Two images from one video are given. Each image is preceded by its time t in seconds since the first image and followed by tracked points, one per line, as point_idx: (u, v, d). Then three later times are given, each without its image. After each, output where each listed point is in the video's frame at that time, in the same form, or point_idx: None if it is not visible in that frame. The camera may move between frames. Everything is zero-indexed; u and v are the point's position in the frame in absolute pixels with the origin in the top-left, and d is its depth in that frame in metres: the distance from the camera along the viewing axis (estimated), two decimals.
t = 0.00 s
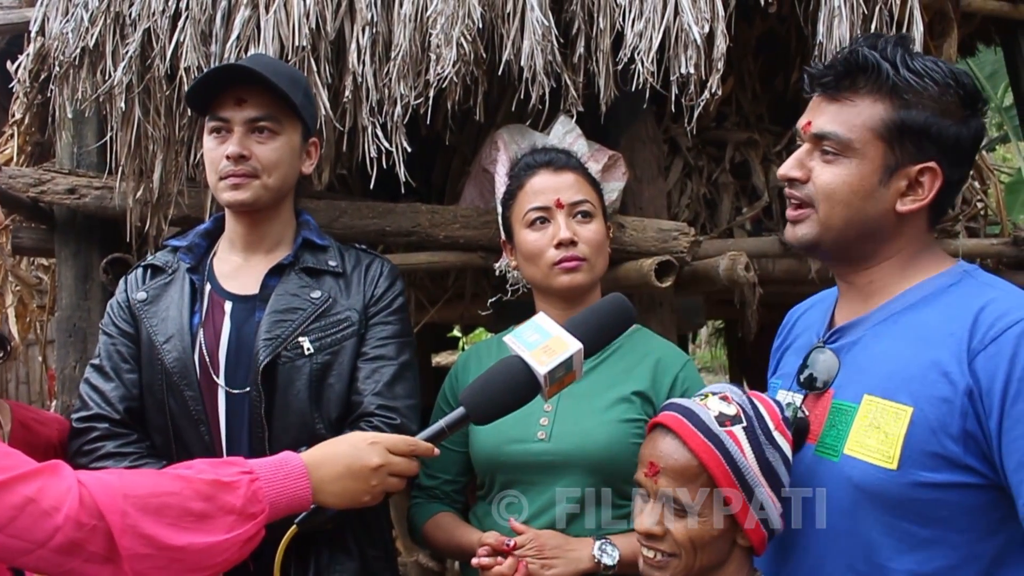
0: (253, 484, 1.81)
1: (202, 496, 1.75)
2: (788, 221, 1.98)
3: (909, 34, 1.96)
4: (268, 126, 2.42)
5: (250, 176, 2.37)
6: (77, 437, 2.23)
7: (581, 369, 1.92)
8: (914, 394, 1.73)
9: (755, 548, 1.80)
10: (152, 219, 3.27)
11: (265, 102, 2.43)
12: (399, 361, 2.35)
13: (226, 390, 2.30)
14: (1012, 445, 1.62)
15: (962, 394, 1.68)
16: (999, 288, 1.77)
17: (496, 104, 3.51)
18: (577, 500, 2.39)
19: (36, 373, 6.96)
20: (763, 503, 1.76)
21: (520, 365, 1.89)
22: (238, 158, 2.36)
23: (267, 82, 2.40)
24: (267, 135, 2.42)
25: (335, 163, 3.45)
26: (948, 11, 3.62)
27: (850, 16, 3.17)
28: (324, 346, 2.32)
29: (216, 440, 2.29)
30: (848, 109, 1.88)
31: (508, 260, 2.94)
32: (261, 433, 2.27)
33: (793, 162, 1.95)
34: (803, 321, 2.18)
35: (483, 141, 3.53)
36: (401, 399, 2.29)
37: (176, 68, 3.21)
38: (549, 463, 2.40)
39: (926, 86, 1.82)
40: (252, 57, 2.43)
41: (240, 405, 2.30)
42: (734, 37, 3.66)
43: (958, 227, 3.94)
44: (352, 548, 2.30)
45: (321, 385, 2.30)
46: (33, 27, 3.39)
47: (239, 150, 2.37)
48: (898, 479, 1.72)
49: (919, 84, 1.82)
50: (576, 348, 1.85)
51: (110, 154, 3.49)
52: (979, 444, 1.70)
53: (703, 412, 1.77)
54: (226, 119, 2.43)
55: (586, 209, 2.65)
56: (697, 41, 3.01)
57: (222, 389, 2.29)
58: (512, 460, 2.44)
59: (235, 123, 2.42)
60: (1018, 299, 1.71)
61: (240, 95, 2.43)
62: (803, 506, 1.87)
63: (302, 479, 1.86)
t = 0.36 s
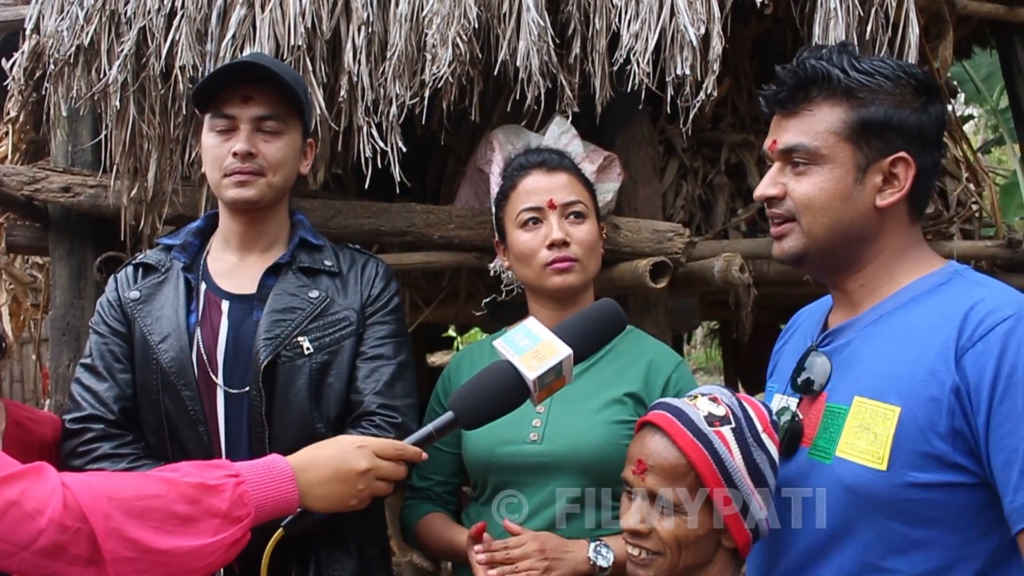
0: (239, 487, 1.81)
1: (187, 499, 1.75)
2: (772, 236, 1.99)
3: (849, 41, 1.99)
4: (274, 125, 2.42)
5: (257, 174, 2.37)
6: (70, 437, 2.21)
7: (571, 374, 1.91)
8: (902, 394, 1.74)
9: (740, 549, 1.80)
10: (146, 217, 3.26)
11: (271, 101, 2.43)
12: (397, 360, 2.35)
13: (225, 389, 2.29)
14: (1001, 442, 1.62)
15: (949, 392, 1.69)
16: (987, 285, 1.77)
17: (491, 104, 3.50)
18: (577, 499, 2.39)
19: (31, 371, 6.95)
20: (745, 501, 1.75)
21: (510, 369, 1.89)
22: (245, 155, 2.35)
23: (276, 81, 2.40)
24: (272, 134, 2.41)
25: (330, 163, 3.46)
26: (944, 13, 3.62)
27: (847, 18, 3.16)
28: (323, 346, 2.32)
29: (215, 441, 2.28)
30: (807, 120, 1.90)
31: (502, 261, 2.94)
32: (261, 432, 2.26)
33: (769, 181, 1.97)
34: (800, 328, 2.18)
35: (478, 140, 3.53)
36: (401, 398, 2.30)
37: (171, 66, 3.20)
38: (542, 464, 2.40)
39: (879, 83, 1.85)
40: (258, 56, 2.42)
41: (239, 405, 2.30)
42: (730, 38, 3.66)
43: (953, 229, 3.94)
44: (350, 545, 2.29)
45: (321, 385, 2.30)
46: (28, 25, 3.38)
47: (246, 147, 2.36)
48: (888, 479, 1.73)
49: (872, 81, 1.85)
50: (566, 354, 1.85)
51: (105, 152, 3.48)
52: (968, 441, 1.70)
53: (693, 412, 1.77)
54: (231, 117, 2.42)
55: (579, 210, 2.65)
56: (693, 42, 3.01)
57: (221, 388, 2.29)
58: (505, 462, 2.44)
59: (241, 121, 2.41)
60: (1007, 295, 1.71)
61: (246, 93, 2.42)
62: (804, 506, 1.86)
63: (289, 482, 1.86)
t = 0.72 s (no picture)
0: (227, 489, 1.82)
1: (175, 502, 1.75)
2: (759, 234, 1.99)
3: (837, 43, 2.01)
4: (278, 127, 2.47)
5: (265, 178, 2.40)
6: (57, 443, 2.16)
7: (561, 375, 1.91)
8: (886, 396, 1.74)
9: (723, 553, 1.80)
10: (132, 218, 3.25)
11: (273, 104, 2.47)
12: (385, 358, 2.38)
13: (218, 391, 2.29)
14: (982, 446, 1.63)
15: (932, 395, 1.70)
16: (971, 287, 1.78)
17: (478, 104, 3.50)
18: (576, 499, 2.41)
19: (16, 373, 6.92)
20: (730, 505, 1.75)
21: (500, 372, 1.89)
22: (257, 158, 2.38)
23: (284, 85, 2.45)
24: (276, 136, 2.46)
25: (316, 163, 3.46)
26: (929, 15, 3.64)
27: (833, 19, 3.17)
28: (315, 345, 2.33)
29: (208, 441, 2.27)
30: (797, 119, 1.91)
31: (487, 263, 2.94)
32: (256, 432, 2.26)
33: (759, 179, 1.97)
34: (785, 321, 2.18)
35: (465, 141, 3.53)
36: (395, 395, 2.34)
37: (157, 66, 3.18)
38: (529, 466, 2.40)
39: (871, 84, 1.86)
40: (250, 56, 2.44)
41: (233, 406, 2.30)
42: (717, 39, 3.67)
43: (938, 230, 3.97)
44: (341, 542, 2.29)
45: (314, 382, 2.32)
46: (12, 24, 3.36)
47: (257, 151, 2.39)
48: (873, 481, 1.74)
49: (864, 82, 1.86)
50: (556, 355, 1.85)
51: (89, 153, 3.46)
52: (952, 444, 1.70)
53: (672, 418, 1.77)
54: (238, 118, 2.41)
55: (563, 210, 2.65)
56: (680, 43, 3.01)
57: (212, 389, 2.29)
58: (492, 463, 2.43)
59: (248, 123, 2.42)
60: (990, 297, 1.72)
61: (251, 94, 2.42)
62: (803, 506, 1.84)
63: (278, 484, 1.86)
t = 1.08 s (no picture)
0: (227, 495, 1.83)
1: (175, 508, 1.76)
2: (757, 221, 2.00)
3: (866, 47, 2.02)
4: (281, 131, 2.49)
5: (270, 182, 2.43)
6: (62, 447, 2.14)
7: (560, 380, 1.92)
8: (878, 395, 1.76)
9: (723, 555, 1.81)
10: (131, 220, 3.25)
11: (277, 108, 2.49)
12: (382, 358, 2.40)
13: (223, 391, 2.31)
14: (976, 444, 1.64)
15: (923, 393, 1.71)
16: (961, 287, 1.79)
17: (477, 106, 3.51)
18: (576, 499, 2.42)
19: (15, 373, 6.93)
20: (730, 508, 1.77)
21: (499, 376, 1.89)
22: (264, 163, 2.40)
23: (288, 89, 2.48)
24: (279, 140, 2.49)
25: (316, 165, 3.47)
26: (927, 16, 3.64)
27: (830, 20, 3.18)
28: (316, 345, 2.34)
29: (213, 443, 2.27)
30: (820, 113, 1.91)
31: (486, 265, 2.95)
32: (263, 434, 2.26)
33: (769, 165, 1.96)
34: (779, 330, 2.19)
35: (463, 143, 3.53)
36: (394, 394, 2.36)
37: (155, 68, 3.19)
38: (528, 468, 2.41)
39: (896, 91, 1.87)
40: (250, 59, 2.45)
41: (238, 406, 2.31)
42: (715, 40, 3.67)
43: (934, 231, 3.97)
44: (340, 538, 2.30)
45: (315, 382, 2.33)
46: (10, 26, 3.36)
47: (265, 155, 2.41)
48: (865, 479, 1.75)
49: (889, 87, 1.88)
50: (555, 361, 1.86)
51: (88, 154, 3.46)
52: (943, 442, 1.71)
53: (675, 419, 1.78)
54: (245, 122, 2.42)
55: (562, 213, 2.65)
56: (678, 45, 3.01)
57: (217, 390, 2.30)
58: (489, 465, 2.45)
59: (256, 127, 2.43)
60: (978, 297, 1.73)
61: (256, 98, 2.43)
62: (803, 505, 1.84)
63: (278, 489, 1.87)
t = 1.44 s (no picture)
0: (235, 494, 1.83)
1: (184, 507, 1.76)
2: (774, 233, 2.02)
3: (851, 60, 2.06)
4: (288, 132, 2.50)
5: (279, 183, 2.44)
6: (65, 448, 2.15)
7: (566, 381, 1.92)
8: (902, 404, 1.75)
9: (731, 560, 1.80)
10: (140, 220, 3.26)
11: (283, 109, 2.50)
12: (385, 359, 2.39)
13: (226, 392, 2.30)
14: (999, 460, 1.64)
15: (949, 405, 1.70)
16: (992, 302, 1.78)
17: (486, 110, 3.52)
18: (577, 499, 2.40)
19: (22, 373, 6.95)
20: (738, 512, 1.76)
21: (506, 377, 1.89)
22: (273, 164, 2.41)
23: (294, 91, 2.49)
24: (285, 141, 2.50)
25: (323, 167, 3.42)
26: (936, 23, 3.64)
27: (840, 26, 3.18)
28: (320, 345, 2.34)
29: (216, 441, 2.27)
30: (814, 120, 1.95)
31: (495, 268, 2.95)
32: (266, 433, 2.26)
33: (774, 179, 1.99)
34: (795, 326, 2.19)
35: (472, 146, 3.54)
36: (397, 395, 2.35)
37: (166, 69, 3.20)
38: (535, 471, 2.41)
39: (885, 89, 1.91)
40: (256, 61, 2.47)
41: (242, 406, 2.30)
42: (724, 46, 3.67)
43: (944, 239, 3.96)
44: (344, 538, 2.30)
45: (320, 384, 2.33)
46: (22, 27, 3.38)
47: (273, 156, 2.42)
48: (883, 488, 1.74)
49: (877, 87, 1.91)
50: (562, 362, 1.85)
51: (98, 154, 3.47)
52: (964, 456, 1.71)
53: (686, 421, 1.78)
54: (253, 123, 2.43)
55: (572, 216, 2.65)
56: (688, 50, 3.01)
57: (221, 390, 2.29)
58: (497, 467, 2.44)
59: (263, 127, 2.44)
60: (1007, 313, 1.73)
61: (264, 99, 2.44)
62: (803, 506, 1.86)
63: (286, 489, 1.87)
